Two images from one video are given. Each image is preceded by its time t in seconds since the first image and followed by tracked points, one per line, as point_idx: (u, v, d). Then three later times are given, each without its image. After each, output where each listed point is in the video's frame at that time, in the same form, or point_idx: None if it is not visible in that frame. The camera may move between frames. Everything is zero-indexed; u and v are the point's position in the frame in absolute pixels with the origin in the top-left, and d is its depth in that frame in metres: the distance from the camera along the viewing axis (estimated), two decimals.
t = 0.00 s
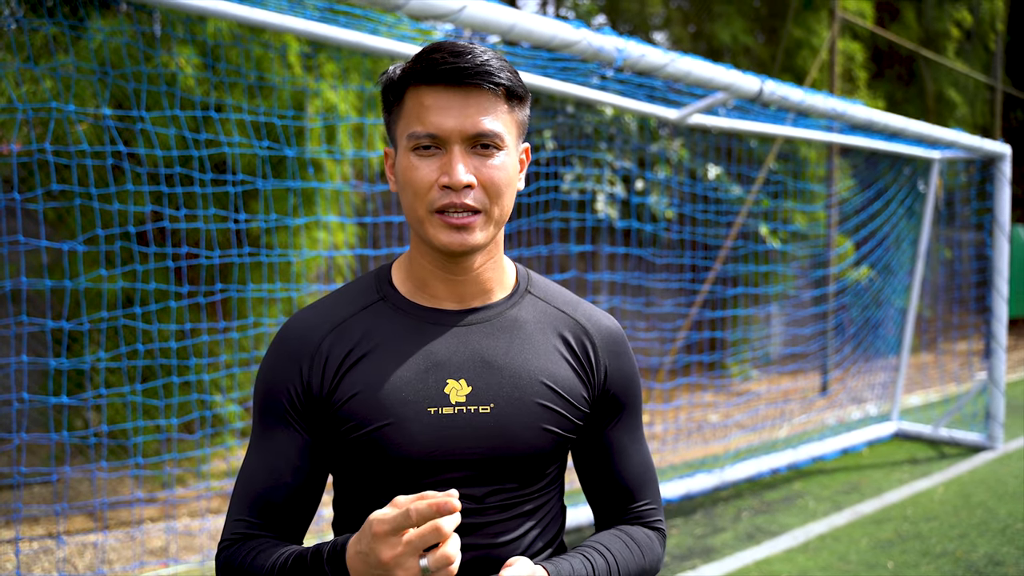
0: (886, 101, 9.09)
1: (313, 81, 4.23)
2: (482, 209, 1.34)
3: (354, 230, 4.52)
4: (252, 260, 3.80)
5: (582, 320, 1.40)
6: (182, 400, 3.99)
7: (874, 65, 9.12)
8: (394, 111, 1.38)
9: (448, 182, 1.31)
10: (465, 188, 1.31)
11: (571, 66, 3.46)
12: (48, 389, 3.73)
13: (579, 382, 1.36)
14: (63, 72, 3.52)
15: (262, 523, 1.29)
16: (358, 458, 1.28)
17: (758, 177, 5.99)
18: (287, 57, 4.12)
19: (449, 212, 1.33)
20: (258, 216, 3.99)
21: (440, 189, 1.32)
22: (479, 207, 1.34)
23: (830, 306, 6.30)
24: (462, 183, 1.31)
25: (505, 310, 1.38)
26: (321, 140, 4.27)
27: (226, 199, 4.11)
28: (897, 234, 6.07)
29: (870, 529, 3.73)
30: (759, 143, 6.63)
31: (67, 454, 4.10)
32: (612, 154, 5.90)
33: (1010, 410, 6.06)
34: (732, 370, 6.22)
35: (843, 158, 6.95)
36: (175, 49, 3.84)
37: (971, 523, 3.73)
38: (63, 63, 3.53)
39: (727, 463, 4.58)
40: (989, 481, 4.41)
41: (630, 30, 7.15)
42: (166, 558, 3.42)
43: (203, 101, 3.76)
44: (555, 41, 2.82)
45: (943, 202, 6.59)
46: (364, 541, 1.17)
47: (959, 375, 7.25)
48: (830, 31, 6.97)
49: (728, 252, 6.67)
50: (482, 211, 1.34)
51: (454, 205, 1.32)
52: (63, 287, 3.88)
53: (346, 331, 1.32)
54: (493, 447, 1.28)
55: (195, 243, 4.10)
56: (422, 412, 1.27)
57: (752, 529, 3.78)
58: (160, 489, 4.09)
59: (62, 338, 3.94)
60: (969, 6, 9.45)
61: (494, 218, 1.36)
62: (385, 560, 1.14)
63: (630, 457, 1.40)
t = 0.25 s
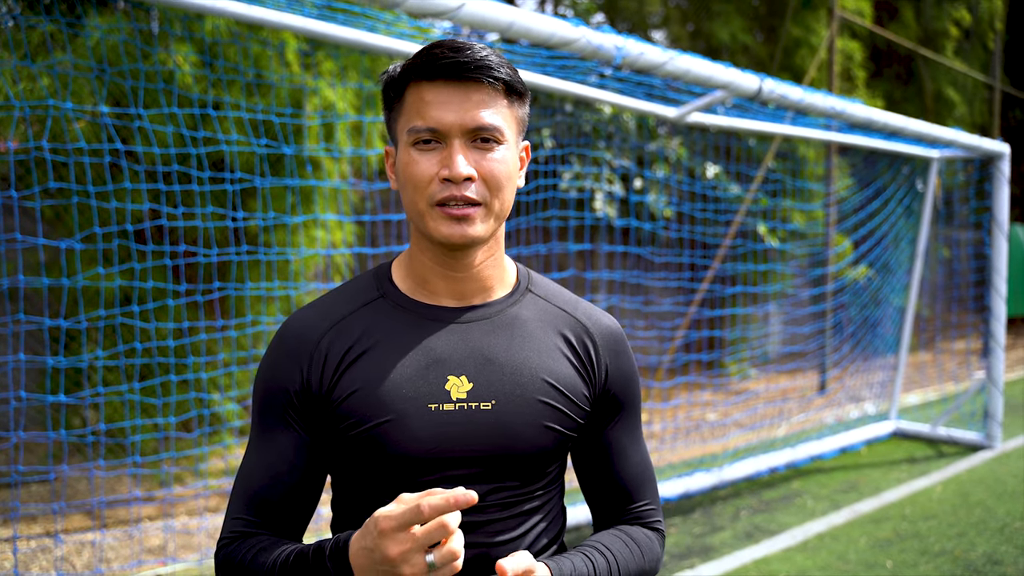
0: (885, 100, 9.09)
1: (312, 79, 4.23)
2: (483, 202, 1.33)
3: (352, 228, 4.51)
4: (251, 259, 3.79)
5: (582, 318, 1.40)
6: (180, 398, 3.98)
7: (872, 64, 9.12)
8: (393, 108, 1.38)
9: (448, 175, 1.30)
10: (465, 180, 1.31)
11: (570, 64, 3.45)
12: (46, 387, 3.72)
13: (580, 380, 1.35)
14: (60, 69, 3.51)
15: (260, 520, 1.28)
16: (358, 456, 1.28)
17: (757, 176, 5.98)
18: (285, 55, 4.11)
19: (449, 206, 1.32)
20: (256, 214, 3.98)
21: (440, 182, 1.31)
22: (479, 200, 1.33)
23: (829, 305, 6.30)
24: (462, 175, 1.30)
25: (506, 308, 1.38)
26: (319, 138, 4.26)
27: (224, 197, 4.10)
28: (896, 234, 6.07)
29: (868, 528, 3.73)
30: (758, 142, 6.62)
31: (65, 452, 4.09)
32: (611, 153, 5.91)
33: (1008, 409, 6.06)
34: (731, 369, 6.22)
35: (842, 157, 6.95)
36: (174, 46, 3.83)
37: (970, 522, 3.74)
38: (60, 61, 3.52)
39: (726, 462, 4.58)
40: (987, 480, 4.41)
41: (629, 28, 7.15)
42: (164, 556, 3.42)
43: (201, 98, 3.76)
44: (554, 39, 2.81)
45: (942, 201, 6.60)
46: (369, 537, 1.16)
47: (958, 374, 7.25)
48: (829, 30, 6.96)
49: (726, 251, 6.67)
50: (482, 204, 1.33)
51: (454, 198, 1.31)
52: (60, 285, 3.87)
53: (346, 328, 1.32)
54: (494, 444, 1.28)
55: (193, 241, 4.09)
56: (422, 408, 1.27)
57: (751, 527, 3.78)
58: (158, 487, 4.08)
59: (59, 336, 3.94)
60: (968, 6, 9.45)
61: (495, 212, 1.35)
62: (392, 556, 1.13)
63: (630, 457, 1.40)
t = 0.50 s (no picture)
0: (882, 98, 9.08)
1: (309, 75, 4.21)
2: (477, 193, 1.32)
3: (349, 225, 4.50)
4: (247, 256, 3.78)
5: (581, 315, 1.39)
6: (176, 396, 3.97)
7: (870, 62, 9.11)
8: (389, 102, 1.37)
9: (442, 165, 1.29)
10: (459, 171, 1.30)
11: (568, 60, 3.44)
12: (42, 385, 3.71)
13: (578, 376, 1.34)
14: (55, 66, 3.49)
15: (254, 516, 1.30)
16: (353, 451, 1.27)
17: (754, 172, 5.97)
18: (281, 51, 4.09)
19: (442, 196, 1.31)
20: (252, 211, 3.96)
21: (434, 172, 1.30)
22: (474, 191, 1.32)
23: (826, 302, 6.30)
24: (456, 166, 1.29)
25: (503, 303, 1.37)
26: (316, 135, 4.25)
27: (221, 194, 4.09)
28: (893, 231, 6.07)
29: (866, 525, 3.73)
30: (756, 139, 6.62)
31: (60, 450, 4.07)
32: (609, 150, 5.90)
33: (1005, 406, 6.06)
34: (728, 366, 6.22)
35: (839, 155, 6.95)
36: (171, 43, 3.82)
37: (967, 519, 3.74)
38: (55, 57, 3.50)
39: (724, 459, 4.57)
40: (984, 477, 4.42)
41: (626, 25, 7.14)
42: (160, 554, 3.41)
43: (197, 95, 3.74)
44: (552, 35, 2.80)
45: (939, 199, 6.60)
46: (384, 545, 1.16)
47: (955, 371, 7.26)
48: (826, 27, 6.96)
49: (724, 248, 6.67)
50: (476, 195, 1.32)
51: (448, 188, 1.30)
52: (56, 282, 3.85)
53: (340, 323, 1.31)
54: (489, 440, 1.27)
55: (189, 238, 4.07)
56: (417, 403, 1.26)
57: (748, 524, 3.78)
58: (154, 485, 4.07)
59: (55, 334, 3.92)
60: (965, 3, 9.44)
61: (490, 203, 1.34)
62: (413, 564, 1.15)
63: (630, 453, 1.39)
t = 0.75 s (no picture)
0: (878, 95, 9.09)
1: (304, 70, 4.19)
2: (467, 187, 1.31)
3: (345, 221, 4.48)
4: (243, 252, 3.77)
5: (575, 309, 1.38)
6: (170, 392, 3.95)
7: (866, 59, 9.12)
8: (379, 94, 1.36)
9: (431, 158, 1.29)
10: (449, 164, 1.29)
11: (565, 56, 3.43)
12: (35, 381, 3.70)
13: (572, 371, 1.33)
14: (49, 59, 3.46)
15: (247, 513, 1.31)
16: (344, 449, 1.27)
17: (751, 169, 5.96)
18: (277, 46, 4.07)
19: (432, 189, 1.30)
20: (248, 206, 3.95)
21: (423, 165, 1.29)
22: (464, 185, 1.31)
23: (821, 299, 6.31)
24: (446, 158, 1.28)
25: (495, 298, 1.36)
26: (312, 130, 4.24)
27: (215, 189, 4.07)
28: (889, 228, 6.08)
29: (861, 521, 3.73)
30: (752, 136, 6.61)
31: (54, 446, 4.06)
32: (605, 147, 5.90)
33: (999, 403, 6.08)
34: (724, 363, 6.23)
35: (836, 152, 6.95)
36: (165, 37, 3.79)
37: (962, 516, 3.75)
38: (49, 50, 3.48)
39: (719, 456, 4.58)
40: (978, 474, 4.43)
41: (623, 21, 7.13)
42: (155, 551, 3.40)
43: (191, 89, 3.72)
44: (549, 31, 2.79)
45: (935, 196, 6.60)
46: (368, 561, 1.18)
47: (949, 369, 7.28)
48: (823, 24, 6.95)
49: (720, 244, 6.67)
50: (467, 188, 1.31)
51: (438, 181, 1.30)
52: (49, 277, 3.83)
53: (331, 319, 1.30)
54: (481, 437, 1.26)
55: (184, 233, 4.05)
56: (408, 400, 1.25)
57: (744, 521, 3.78)
58: (148, 482, 4.06)
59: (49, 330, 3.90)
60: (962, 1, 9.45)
61: (480, 197, 1.33)
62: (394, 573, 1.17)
63: (628, 449, 1.39)
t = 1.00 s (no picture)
0: (876, 91, 9.09)
1: (301, 65, 4.17)
2: (461, 182, 1.30)
3: (342, 217, 4.47)
4: (240, 247, 3.75)
5: (571, 303, 1.37)
6: (166, 387, 3.95)
7: (864, 55, 9.11)
8: (371, 85, 1.35)
9: (424, 154, 1.27)
10: (442, 159, 1.28)
11: (562, 51, 3.41)
12: (31, 377, 3.69)
13: (567, 368, 1.33)
14: (45, 54, 3.45)
15: (239, 511, 1.30)
16: (338, 448, 1.26)
17: (748, 165, 5.95)
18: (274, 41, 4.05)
19: (426, 185, 1.29)
20: (244, 201, 3.94)
21: (416, 161, 1.28)
22: (458, 180, 1.29)
23: (818, 295, 6.31)
24: (439, 154, 1.27)
25: (490, 294, 1.35)
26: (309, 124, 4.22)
27: (212, 184, 4.06)
28: (886, 224, 6.08)
29: (858, 517, 3.74)
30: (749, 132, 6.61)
31: (50, 442, 4.05)
32: (602, 142, 5.89)
33: (996, 400, 6.09)
34: (721, 359, 6.23)
35: (833, 148, 6.95)
36: (160, 31, 3.78)
37: (959, 512, 3.75)
38: (44, 44, 3.46)
39: (716, 452, 4.58)
40: (975, 470, 4.44)
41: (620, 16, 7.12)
42: (151, 547, 3.39)
43: (187, 84, 3.70)
44: (547, 25, 2.77)
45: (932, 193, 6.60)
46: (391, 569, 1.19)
47: (946, 365, 7.29)
48: (821, 20, 6.94)
49: (718, 240, 6.68)
50: (461, 184, 1.30)
51: (431, 177, 1.28)
52: (45, 272, 3.82)
53: (324, 316, 1.29)
54: (476, 436, 1.26)
55: (180, 228, 4.04)
56: (402, 400, 1.25)
57: (741, 517, 3.78)
58: (144, 477, 4.05)
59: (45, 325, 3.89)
60: None
61: (475, 192, 1.32)
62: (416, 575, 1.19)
63: (625, 443, 1.38)
